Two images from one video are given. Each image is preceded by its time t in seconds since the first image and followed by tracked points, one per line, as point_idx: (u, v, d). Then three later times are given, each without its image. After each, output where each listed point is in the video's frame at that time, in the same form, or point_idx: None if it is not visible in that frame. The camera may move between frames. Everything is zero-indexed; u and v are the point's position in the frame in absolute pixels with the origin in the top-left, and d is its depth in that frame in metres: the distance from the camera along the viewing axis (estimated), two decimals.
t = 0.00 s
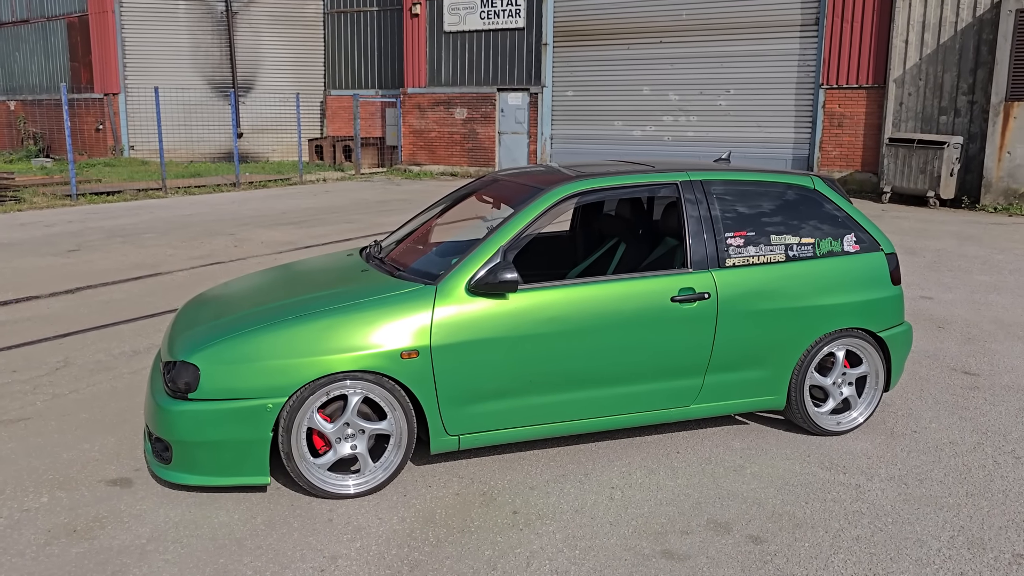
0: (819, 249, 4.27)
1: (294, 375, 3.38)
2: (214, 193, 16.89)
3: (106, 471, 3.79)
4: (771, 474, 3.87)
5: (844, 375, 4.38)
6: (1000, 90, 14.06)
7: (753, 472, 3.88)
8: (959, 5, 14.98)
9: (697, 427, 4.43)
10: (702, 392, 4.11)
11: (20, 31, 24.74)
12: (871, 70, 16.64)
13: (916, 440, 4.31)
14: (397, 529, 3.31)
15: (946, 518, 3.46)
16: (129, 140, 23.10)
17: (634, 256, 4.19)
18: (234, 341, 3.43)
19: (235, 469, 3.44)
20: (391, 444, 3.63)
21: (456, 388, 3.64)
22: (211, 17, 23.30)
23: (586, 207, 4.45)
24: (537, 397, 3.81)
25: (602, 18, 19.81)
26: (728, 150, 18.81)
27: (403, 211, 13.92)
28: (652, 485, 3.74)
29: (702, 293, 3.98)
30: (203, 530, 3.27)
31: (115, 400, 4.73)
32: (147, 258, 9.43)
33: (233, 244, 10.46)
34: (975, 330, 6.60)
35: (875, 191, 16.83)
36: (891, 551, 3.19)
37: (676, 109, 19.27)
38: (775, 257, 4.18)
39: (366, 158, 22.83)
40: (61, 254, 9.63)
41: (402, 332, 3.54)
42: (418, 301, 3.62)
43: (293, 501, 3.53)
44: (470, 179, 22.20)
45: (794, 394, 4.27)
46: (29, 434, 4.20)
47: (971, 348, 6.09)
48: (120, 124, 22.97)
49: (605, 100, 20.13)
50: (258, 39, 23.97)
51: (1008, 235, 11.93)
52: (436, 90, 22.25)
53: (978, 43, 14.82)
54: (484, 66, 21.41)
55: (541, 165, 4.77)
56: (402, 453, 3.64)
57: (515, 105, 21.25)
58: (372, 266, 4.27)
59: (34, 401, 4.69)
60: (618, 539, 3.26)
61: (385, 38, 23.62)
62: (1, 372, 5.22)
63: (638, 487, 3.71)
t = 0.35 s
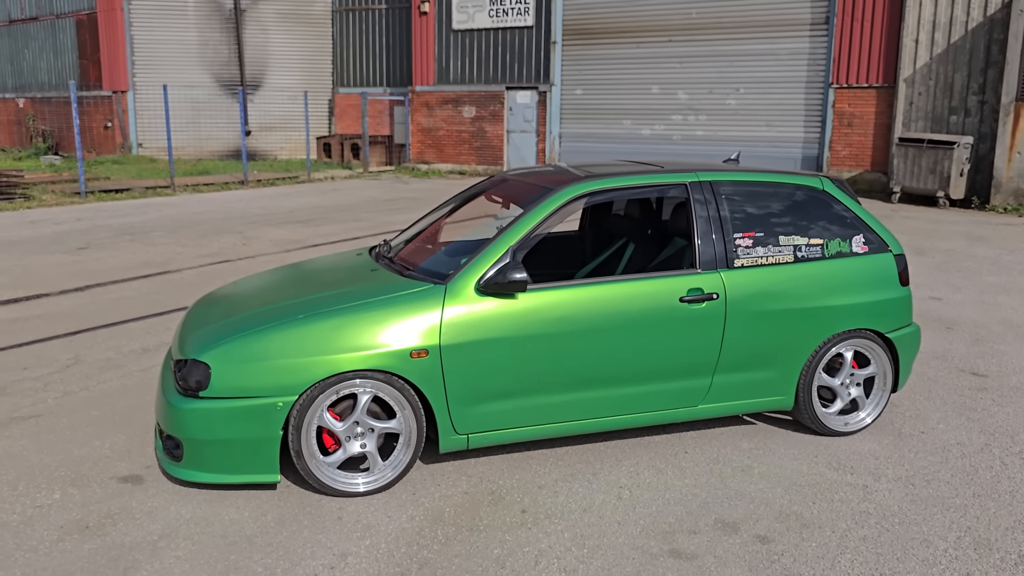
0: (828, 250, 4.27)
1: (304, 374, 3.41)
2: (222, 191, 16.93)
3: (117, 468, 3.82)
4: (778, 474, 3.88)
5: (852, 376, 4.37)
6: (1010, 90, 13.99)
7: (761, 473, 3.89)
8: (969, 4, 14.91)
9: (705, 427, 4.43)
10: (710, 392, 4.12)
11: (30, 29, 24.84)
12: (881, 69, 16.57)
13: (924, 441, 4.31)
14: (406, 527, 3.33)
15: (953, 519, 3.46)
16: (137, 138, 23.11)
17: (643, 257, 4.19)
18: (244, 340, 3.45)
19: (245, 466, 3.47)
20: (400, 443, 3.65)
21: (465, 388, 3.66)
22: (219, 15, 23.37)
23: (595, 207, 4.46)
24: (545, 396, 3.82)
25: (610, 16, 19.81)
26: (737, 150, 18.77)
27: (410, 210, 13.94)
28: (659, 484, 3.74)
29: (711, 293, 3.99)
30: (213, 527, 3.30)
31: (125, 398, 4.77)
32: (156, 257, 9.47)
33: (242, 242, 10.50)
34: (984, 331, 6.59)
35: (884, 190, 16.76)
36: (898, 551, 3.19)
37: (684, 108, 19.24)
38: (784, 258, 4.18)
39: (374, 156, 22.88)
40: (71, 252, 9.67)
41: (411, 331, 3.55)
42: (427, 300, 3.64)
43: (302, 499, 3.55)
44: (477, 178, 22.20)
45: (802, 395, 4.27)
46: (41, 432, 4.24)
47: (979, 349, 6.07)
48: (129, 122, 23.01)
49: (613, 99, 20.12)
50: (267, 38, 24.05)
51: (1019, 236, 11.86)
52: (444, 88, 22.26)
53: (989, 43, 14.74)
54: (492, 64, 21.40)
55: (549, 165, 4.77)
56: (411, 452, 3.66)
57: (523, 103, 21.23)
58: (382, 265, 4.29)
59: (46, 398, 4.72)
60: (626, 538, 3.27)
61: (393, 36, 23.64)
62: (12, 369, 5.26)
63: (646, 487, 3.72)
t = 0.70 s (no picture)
0: (826, 249, 4.31)
1: (307, 370, 3.44)
2: (223, 188, 16.96)
3: (122, 464, 3.86)
4: (776, 470, 3.91)
5: (850, 374, 4.42)
6: (1009, 89, 14.00)
7: (759, 468, 3.93)
8: (968, 3, 14.91)
9: (704, 424, 4.47)
10: (708, 389, 4.16)
11: (31, 26, 24.87)
12: (881, 67, 16.59)
13: (921, 438, 4.34)
14: (408, 522, 3.37)
15: (949, 516, 3.50)
16: (138, 135, 23.17)
17: (642, 255, 4.22)
18: (248, 337, 3.49)
19: (249, 462, 3.51)
20: (402, 438, 3.69)
21: (466, 385, 3.70)
22: (220, 12, 23.38)
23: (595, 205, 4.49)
24: (545, 393, 3.86)
25: (610, 15, 19.83)
26: (736, 148, 18.79)
27: (411, 207, 13.97)
28: (658, 480, 3.78)
29: (709, 291, 4.02)
30: (217, 521, 3.34)
31: (129, 393, 4.80)
32: (159, 253, 9.51)
33: (243, 239, 10.54)
34: (981, 329, 6.63)
35: (883, 188, 16.80)
36: (894, 547, 3.23)
37: (684, 105, 19.27)
38: (782, 256, 4.22)
39: (375, 154, 22.90)
40: (74, 248, 9.72)
41: (413, 328, 3.59)
42: (429, 298, 3.67)
43: (305, 494, 3.59)
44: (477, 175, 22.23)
45: (800, 392, 4.31)
46: (46, 427, 4.27)
47: (977, 347, 6.11)
48: (130, 119, 23.05)
49: (613, 97, 20.14)
50: (267, 35, 24.06)
51: (1017, 235, 11.89)
52: (444, 86, 22.27)
53: (988, 42, 14.77)
54: (493, 62, 21.42)
55: (550, 164, 4.80)
56: (412, 448, 3.70)
57: (523, 101, 21.25)
58: (383, 263, 4.33)
59: (50, 394, 4.76)
60: (626, 532, 3.31)
61: (393, 33, 23.65)
62: (17, 365, 5.30)
63: (645, 482, 3.76)
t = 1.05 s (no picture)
0: (824, 247, 4.32)
1: (307, 366, 3.45)
2: (221, 184, 16.92)
3: (120, 459, 3.86)
4: (773, 467, 3.93)
5: (847, 371, 4.43)
6: (1007, 87, 14.01)
7: (757, 466, 3.94)
8: (966, 2, 14.92)
9: (702, 421, 4.49)
10: (707, 386, 4.17)
11: (28, 20, 24.79)
12: (878, 65, 16.59)
13: (918, 436, 4.36)
14: (407, 518, 3.38)
15: (946, 513, 3.51)
16: (135, 130, 23.10)
17: (640, 253, 4.22)
18: (247, 332, 3.49)
19: (248, 457, 3.51)
20: (401, 435, 3.69)
21: (465, 381, 3.71)
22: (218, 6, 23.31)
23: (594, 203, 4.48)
24: (544, 389, 3.87)
25: (608, 11, 19.82)
26: (734, 145, 18.80)
27: (409, 203, 13.96)
28: (656, 477, 3.79)
29: (708, 289, 4.03)
30: (217, 517, 3.35)
31: (128, 389, 4.80)
32: (156, 248, 9.51)
33: (240, 234, 10.52)
34: (978, 327, 6.65)
35: (881, 186, 16.82)
36: (891, 545, 3.25)
37: (682, 102, 19.27)
38: (780, 254, 4.23)
39: (372, 150, 22.77)
40: (72, 243, 9.71)
41: (412, 324, 3.59)
42: (428, 294, 3.68)
43: (304, 490, 3.60)
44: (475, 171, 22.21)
45: (798, 390, 4.32)
46: (44, 422, 4.27)
47: (974, 345, 6.13)
48: (127, 114, 22.99)
49: (611, 93, 20.13)
50: (265, 30, 23.98)
51: (1014, 233, 11.91)
52: (442, 82, 22.23)
53: (987, 40, 14.77)
54: (491, 58, 21.40)
55: (549, 161, 4.80)
56: (411, 444, 3.71)
57: (521, 97, 21.22)
58: (383, 260, 4.33)
59: (48, 389, 4.76)
60: (624, 529, 3.33)
61: (391, 29, 23.63)
62: (15, 360, 5.30)
63: (644, 479, 3.77)
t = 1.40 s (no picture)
0: (823, 242, 4.31)
1: (306, 361, 3.45)
2: (219, 179, 16.88)
3: (119, 454, 3.85)
4: (772, 463, 3.93)
5: (846, 367, 4.43)
6: (1006, 83, 14.00)
7: (755, 461, 3.94)
8: None
9: (700, 416, 4.49)
10: (705, 381, 4.17)
11: (25, 15, 24.70)
12: (877, 62, 16.58)
13: (917, 431, 4.36)
14: (406, 513, 3.38)
15: (944, 509, 3.51)
16: (133, 125, 23.03)
17: (639, 248, 4.21)
18: (245, 327, 3.48)
19: (247, 452, 3.51)
20: (400, 430, 3.69)
21: (464, 376, 3.70)
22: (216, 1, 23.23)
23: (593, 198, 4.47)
24: (544, 384, 3.87)
25: (607, 7, 19.79)
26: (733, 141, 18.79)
27: (408, 199, 13.95)
28: (654, 472, 3.79)
29: (707, 284, 4.03)
30: (216, 511, 3.35)
31: (126, 384, 4.80)
32: (155, 244, 9.50)
33: (239, 230, 10.51)
34: (976, 323, 6.65)
35: (880, 183, 16.81)
36: (890, 540, 3.25)
37: (681, 98, 19.25)
38: (780, 250, 4.22)
39: (371, 146, 22.79)
40: (70, 238, 9.69)
41: (411, 319, 3.59)
42: (427, 290, 3.67)
43: (303, 485, 3.60)
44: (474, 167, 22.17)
45: (797, 386, 4.33)
46: (42, 417, 4.27)
47: (972, 341, 6.14)
48: (125, 109, 22.92)
49: (610, 90, 20.11)
50: (263, 25, 23.90)
51: (1012, 229, 11.91)
52: (441, 77, 22.20)
53: (986, 36, 14.73)
54: (490, 54, 21.36)
55: (549, 156, 4.79)
56: (410, 439, 3.71)
57: (520, 93, 21.19)
58: (382, 255, 4.32)
59: (47, 384, 4.75)
60: (623, 524, 3.33)
61: (390, 24, 23.57)
62: (14, 355, 5.29)
63: (642, 474, 3.78)
